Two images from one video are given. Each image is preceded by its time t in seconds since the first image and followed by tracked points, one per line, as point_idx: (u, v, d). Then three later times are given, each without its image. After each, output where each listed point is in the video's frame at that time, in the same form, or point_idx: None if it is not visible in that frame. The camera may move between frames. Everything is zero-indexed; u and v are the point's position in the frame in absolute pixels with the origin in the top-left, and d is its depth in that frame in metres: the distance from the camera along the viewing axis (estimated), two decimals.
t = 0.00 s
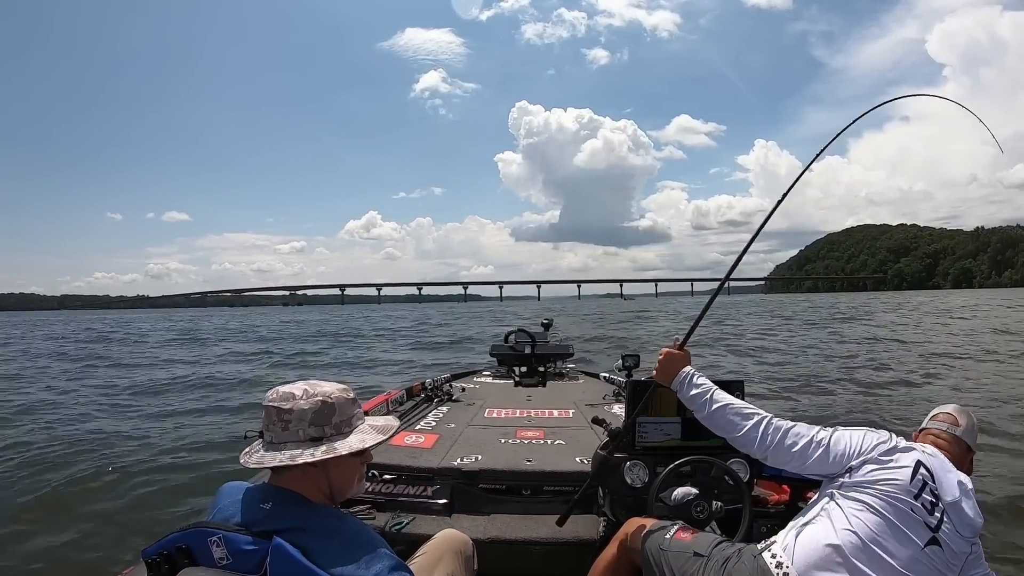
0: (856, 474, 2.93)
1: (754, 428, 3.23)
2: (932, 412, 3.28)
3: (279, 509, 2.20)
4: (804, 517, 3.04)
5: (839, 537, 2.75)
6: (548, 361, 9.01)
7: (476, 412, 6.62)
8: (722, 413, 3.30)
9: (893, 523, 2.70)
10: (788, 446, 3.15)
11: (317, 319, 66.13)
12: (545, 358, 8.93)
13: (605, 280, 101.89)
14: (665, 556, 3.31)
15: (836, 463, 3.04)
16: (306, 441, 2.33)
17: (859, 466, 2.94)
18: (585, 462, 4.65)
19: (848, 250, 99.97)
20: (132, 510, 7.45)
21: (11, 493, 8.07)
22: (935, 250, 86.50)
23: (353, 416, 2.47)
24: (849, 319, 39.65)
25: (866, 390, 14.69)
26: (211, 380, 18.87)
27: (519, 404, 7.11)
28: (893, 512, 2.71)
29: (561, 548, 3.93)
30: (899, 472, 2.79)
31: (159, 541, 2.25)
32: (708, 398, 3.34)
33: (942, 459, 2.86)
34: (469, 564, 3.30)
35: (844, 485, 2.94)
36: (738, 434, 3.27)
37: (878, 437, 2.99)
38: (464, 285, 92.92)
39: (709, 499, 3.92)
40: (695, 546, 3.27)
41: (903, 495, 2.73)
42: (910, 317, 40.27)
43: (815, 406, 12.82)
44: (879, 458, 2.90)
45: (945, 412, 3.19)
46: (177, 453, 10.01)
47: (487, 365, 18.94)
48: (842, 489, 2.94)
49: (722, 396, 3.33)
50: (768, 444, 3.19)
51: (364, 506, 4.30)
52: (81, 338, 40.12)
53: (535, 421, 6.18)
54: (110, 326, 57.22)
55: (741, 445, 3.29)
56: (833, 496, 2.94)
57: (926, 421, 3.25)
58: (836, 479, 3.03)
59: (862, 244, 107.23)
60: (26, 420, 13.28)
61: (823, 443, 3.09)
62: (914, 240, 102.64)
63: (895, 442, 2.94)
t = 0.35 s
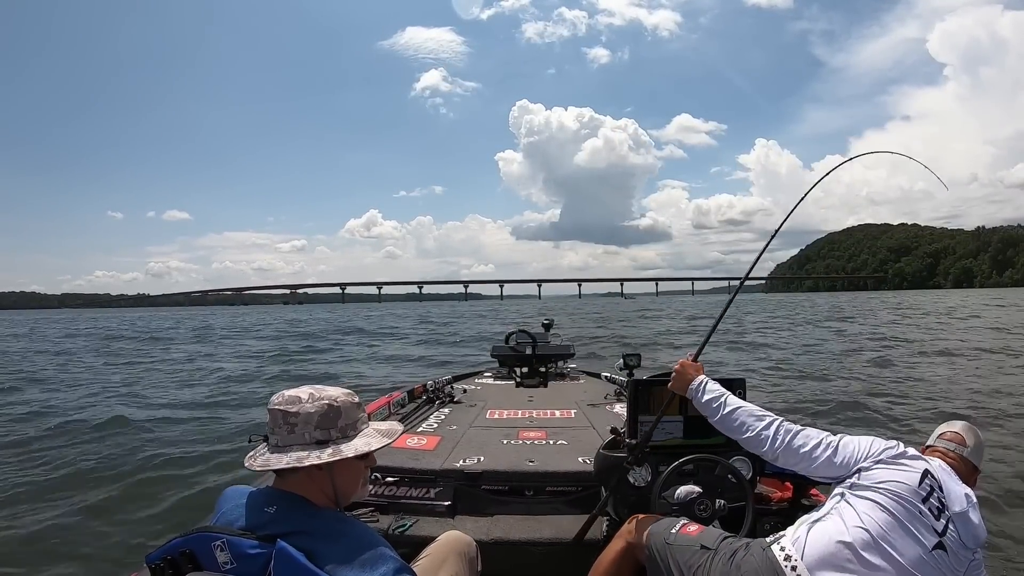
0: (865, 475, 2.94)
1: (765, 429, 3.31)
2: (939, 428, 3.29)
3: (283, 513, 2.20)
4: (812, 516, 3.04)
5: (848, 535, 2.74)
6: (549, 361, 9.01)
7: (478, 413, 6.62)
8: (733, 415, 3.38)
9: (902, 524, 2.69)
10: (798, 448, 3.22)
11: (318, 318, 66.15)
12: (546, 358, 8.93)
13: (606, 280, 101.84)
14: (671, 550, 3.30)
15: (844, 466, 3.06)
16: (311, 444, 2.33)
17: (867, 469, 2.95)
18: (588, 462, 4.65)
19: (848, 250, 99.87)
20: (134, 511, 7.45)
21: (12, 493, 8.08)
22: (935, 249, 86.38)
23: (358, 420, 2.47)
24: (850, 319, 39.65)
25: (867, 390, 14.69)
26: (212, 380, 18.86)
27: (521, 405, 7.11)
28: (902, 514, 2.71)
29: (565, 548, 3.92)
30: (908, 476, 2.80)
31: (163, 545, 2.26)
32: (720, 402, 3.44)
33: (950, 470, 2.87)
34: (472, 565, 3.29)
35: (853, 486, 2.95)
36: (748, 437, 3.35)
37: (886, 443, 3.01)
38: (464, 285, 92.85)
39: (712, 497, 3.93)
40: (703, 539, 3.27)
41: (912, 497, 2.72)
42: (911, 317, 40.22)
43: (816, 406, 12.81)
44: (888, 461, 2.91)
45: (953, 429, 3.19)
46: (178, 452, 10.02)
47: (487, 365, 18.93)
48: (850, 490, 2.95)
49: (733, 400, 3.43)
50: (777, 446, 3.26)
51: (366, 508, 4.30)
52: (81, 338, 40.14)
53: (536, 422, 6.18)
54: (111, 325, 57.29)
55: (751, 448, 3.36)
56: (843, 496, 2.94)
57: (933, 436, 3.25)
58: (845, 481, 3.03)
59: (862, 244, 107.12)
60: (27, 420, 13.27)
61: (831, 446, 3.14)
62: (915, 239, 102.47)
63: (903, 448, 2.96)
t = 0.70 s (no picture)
0: (852, 470, 2.97)
1: (748, 416, 3.33)
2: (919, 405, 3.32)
3: (280, 508, 2.22)
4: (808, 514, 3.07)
5: (843, 533, 2.77)
6: (548, 358, 9.02)
7: (477, 409, 6.64)
8: (717, 402, 3.40)
9: (893, 517, 2.71)
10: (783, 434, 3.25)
11: (319, 317, 66.37)
12: (545, 355, 8.93)
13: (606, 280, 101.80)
14: (672, 539, 3.32)
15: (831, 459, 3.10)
16: (306, 438, 2.35)
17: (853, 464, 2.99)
18: (586, 459, 4.68)
19: (849, 250, 99.80)
20: (134, 508, 7.48)
21: (11, 491, 8.10)
22: (936, 250, 86.27)
23: (353, 413, 2.49)
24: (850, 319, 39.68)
25: (866, 390, 14.69)
26: (212, 378, 18.88)
27: (520, 402, 7.12)
28: (892, 506, 2.73)
29: (564, 546, 3.95)
30: (894, 466, 2.83)
31: (161, 540, 2.28)
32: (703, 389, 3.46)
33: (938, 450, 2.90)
34: (470, 561, 3.32)
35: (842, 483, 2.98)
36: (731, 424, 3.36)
37: (868, 434, 3.06)
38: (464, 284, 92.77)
39: (711, 496, 3.96)
40: (705, 531, 3.28)
41: (899, 488, 2.75)
42: (911, 318, 40.17)
43: (816, 405, 12.81)
44: (873, 453, 2.96)
45: (932, 404, 3.23)
46: (179, 450, 10.04)
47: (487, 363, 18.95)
48: (840, 486, 2.98)
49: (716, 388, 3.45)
50: (762, 433, 3.28)
51: (365, 504, 4.33)
52: (82, 336, 40.22)
53: (536, 419, 6.19)
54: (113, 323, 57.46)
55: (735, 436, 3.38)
56: (833, 494, 2.99)
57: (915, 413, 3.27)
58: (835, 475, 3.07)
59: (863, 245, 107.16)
60: (27, 417, 13.30)
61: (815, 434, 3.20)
62: (915, 240, 102.36)
63: (887, 437, 3.00)
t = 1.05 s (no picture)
0: (824, 475, 2.80)
1: (704, 404, 3.13)
2: (888, 350, 3.03)
3: (275, 502, 2.23)
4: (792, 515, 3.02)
5: (827, 552, 2.74)
6: (547, 355, 9.03)
7: (475, 406, 6.66)
8: (673, 388, 3.24)
9: (873, 524, 2.64)
10: (739, 424, 3.01)
11: (321, 318, 66.64)
12: (544, 353, 8.94)
13: (606, 281, 101.77)
14: (667, 545, 3.33)
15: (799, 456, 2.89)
16: (298, 430, 2.37)
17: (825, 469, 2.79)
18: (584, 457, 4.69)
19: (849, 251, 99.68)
20: (135, 509, 7.52)
21: (13, 491, 8.14)
22: (937, 251, 86.15)
23: (344, 405, 2.51)
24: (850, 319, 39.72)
25: (867, 391, 14.66)
26: (212, 379, 18.93)
27: (519, 399, 7.14)
28: (870, 513, 2.64)
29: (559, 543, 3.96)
30: (867, 469, 2.66)
31: (157, 533, 2.31)
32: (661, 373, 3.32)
33: (909, 419, 2.71)
34: (466, 558, 3.33)
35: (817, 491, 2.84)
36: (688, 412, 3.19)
37: (833, 425, 2.81)
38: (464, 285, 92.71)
39: (708, 496, 3.96)
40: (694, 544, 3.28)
41: (876, 492, 2.63)
42: (911, 318, 40.09)
43: (816, 406, 12.80)
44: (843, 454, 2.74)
45: (905, 351, 2.96)
46: (179, 450, 10.09)
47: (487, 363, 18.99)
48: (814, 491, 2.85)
49: (675, 373, 3.28)
50: (717, 422, 3.08)
51: (362, 499, 4.36)
52: (83, 337, 40.25)
53: (534, 416, 6.22)
54: (116, 325, 57.74)
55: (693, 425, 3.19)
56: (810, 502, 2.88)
57: (888, 362, 2.99)
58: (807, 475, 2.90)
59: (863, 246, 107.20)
60: (29, 419, 13.37)
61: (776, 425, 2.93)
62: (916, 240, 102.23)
63: (853, 428, 2.77)
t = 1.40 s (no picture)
0: (785, 503, 2.35)
1: (638, 419, 2.55)
2: (832, 315, 2.69)
3: (274, 505, 2.24)
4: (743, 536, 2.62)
5: None
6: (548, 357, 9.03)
7: (476, 408, 6.66)
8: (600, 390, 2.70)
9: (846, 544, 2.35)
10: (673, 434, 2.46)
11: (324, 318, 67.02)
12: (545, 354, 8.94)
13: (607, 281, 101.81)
14: None
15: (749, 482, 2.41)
16: (295, 433, 2.37)
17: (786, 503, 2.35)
18: (584, 459, 4.71)
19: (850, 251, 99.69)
20: (138, 509, 7.55)
21: (17, 491, 8.20)
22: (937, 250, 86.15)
23: (341, 406, 2.52)
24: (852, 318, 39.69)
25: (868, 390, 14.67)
26: (215, 380, 19.02)
27: (519, 401, 7.14)
28: (839, 538, 2.35)
29: (559, 545, 3.96)
30: (833, 498, 2.28)
31: (158, 538, 2.31)
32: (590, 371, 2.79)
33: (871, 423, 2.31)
34: (467, 560, 3.34)
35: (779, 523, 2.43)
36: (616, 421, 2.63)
37: (785, 450, 2.29)
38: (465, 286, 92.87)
39: (709, 497, 3.94)
40: None
41: (848, 514, 2.30)
42: (912, 317, 40.09)
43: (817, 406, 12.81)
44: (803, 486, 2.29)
45: (852, 316, 2.64)
46: (182, 451, 10.13)
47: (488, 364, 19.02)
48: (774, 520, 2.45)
49: (604, 373, 2.74)
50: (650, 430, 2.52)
51: (364, 502, 4.36)
52: (86, 339, 40.40)
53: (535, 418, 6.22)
54: (121, 326, 58.17)
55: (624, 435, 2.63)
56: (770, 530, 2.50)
57: (837, 330, 2.66)
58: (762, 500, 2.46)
59: (864, 246, 107.09)
60: (32, 419, 13.41)
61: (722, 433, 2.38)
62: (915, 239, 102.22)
63: (808, 452, 2.29)
